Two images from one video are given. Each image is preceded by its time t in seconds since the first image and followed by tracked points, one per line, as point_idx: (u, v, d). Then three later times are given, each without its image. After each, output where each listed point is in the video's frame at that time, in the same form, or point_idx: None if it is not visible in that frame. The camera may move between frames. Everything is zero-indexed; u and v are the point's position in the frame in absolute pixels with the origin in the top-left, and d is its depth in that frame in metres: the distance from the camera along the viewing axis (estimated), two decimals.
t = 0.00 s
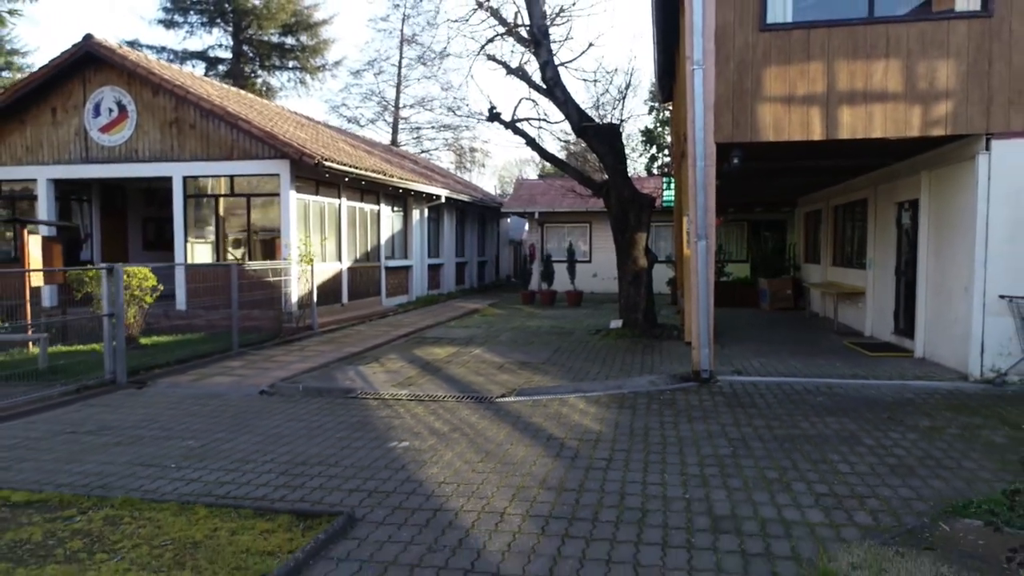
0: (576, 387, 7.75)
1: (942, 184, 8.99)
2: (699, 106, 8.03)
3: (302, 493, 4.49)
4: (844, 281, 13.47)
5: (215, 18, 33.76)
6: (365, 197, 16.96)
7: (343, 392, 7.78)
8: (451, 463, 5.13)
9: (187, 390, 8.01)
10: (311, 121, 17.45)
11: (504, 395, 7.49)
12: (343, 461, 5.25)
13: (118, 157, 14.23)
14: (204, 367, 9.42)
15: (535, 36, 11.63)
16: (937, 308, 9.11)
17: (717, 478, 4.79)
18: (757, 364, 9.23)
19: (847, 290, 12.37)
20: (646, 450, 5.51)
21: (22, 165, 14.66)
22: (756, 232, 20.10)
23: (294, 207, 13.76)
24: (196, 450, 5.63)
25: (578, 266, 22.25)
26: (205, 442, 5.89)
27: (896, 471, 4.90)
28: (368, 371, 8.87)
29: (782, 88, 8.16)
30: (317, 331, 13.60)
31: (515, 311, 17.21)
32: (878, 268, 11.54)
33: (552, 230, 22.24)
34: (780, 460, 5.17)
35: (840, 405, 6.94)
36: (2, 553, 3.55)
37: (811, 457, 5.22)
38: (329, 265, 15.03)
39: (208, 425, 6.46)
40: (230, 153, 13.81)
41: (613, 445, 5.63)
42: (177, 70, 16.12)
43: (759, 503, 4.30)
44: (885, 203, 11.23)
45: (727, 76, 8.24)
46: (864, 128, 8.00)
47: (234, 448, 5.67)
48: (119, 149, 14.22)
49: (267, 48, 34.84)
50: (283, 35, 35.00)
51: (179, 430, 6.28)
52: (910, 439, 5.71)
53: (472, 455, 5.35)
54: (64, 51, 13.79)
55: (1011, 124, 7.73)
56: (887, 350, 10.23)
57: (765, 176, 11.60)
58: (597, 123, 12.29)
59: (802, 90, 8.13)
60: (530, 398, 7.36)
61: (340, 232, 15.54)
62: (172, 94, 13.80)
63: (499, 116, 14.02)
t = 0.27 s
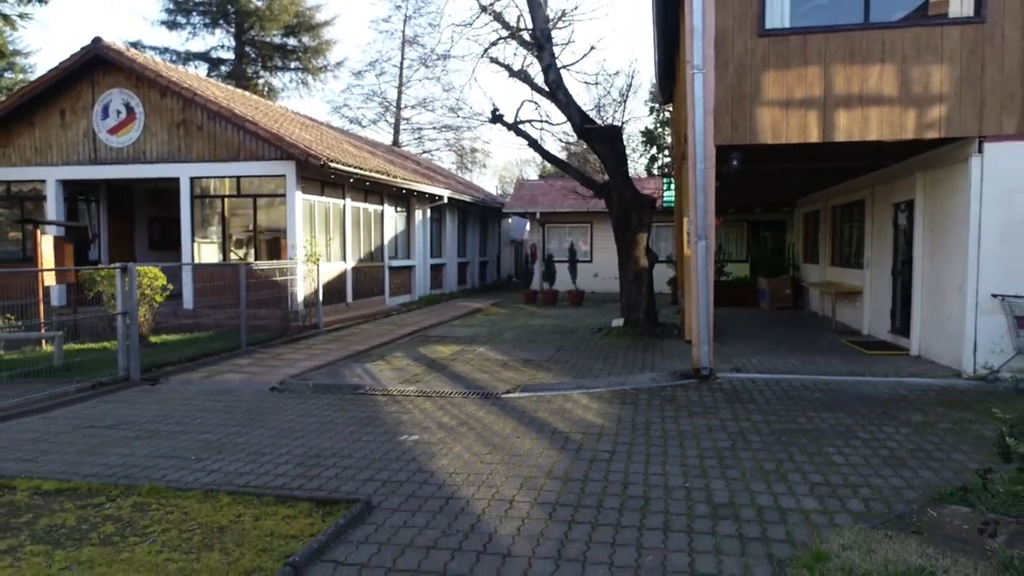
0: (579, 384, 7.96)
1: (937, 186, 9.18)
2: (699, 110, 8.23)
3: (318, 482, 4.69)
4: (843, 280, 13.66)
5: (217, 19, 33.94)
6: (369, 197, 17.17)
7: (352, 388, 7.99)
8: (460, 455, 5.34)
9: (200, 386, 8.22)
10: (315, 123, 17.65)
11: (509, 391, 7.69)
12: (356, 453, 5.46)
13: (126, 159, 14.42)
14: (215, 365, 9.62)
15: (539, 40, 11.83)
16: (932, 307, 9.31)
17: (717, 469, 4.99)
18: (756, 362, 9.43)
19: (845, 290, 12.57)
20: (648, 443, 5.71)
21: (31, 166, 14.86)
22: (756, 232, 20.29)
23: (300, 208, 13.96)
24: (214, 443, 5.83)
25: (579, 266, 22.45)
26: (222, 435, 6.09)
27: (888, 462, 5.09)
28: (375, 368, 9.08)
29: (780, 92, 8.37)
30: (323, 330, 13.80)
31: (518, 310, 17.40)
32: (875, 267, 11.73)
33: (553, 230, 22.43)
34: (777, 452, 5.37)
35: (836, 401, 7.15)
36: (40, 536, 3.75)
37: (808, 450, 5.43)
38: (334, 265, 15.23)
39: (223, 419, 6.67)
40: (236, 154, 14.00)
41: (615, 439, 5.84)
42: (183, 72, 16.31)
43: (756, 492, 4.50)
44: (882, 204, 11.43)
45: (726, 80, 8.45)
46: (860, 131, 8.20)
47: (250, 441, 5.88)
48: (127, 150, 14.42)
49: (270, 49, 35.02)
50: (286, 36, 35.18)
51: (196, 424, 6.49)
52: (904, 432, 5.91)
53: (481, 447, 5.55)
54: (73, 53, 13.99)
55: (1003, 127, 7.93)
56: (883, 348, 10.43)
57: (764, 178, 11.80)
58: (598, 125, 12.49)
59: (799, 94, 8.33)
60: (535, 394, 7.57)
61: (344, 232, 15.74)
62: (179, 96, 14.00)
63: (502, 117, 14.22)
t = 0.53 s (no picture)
0: (582, 380, 8.16)
1: (932, 187, 9.39)
2: (699, 113, 8.43)
3: (333, 472, 4.89)
4: (841, 280, 13.86)
5: (220, 21, 34.15)
6: (373, 198, 17.39)
7: (360, 385, 8.20)
8: (468, 447, 5.55)
9: (211, 383, 8.43)
10: (319, 124, 17.87)
11: (513, 387, 7.91)
12: (367, 445, 5.67)
13: (134, 160, 14.64)
14: (225, 363, 9.83)
15: (541, 43, 12.03)
16: (927, 305, 9.51)
17: (715, 460, 5.20)
18: (754, 359, 9.64)
19: (843, 289, 12.77)
20: (649, 436, 5.92)
21: (41, 167, 15.07)
22: (755, 232, 20.49)
23: (306, 209, 14.17)
24: (229, 436, 6.04)
25: (580, 266, 22.65)
26: (237, 429, 6.30)
27: (880, 453, 5.30)
28: (382, 365, 9.29)
29: (778, 96, 8.56)
30: (328, 329, 14.00)
31: (520, 309, 17.61)
32: (872, 267, 11.93)
33: (555, 230, 22.64)
34: (774, 444, 5.58)
35: (832, 396, 7.35)
36: (73, 521, 3.96)
37: (803, 442, 5.63)
38: (339, 265, 15.44)
39: (236, 414, 6.88)
40: (243, 155, 14.22)
41: (617, 432, 6.05)
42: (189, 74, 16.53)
43: (752, 481, 4.70)
44: (879, 205, 11.63)
45: (725, 84, 8.64)
46: (856, 134, 8.40)
47: (265, 434, 6.08)
48: (136, 151, 14.63)
49: (272, 50, 35.24)
50: (288, 38, 35.39)
51: (210, 419, 6.69)
52: (896, 426, 6.12)
53: (487, 440, 5.75)
54: (83, 56, 14.20)
55: (995, 130, 8.13)
56: (880, 346, 10.62)
57: (763, 179, 12.00)
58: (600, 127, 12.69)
59: (797, 97, 8.52)
60: (539, 389, 7.78)
61: (349, 233, 15.95)
62: (187, 98, 14.21)
63: (504, 119, 14.42)
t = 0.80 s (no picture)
0: (583, 377, 8.36)
1: (925, 188, 9.59)
2: (698, 116, 8.62)
3: (344, 463, 5.09)
4: (838, 279, 14.06)
5: (222, 22, 34.36)
6: (375, 199, 17.59)
7: (366, 381, 8.40)
8: (473, 440, 5.75)
9: (221, 380, 8.63)
10: (323, 126, 18.07)
11: (516, 384, 8.11)
12: (376, 438, 5.87)
13: (141, 161, 14.83)
14: (233, 360, 10.03)
15: (543, 47, 12.22)
16: (921, 304, 9.71)
17: (712, 452, 5.39)
18: (752, 357, 9.83)
19: (840, 288, 12.96)
20: (648, 430, 6.12)
21: (48, 169, 15.26)
22: (754, 233, 20.70)
23: (311, 209, 14.37)
24: (242, 431, 6.23)
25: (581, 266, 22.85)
26: (249, 424, 6.50)
27: (871, 446, 5.50)
28: (387, 363, 9.49)
29: (774, 99, 8.75)
30: (333, 327, 14.20)
31: (521, 308, 17.80)
32: (868, 266, 12.13)
33: (555, 231, 22.84)
34: (769, 437, 5.78)
35: (827, 393, 7.55)
36: (99, 507, 4.15)
37: (797, 435, 5.83)
38: (343, 265, 15.64)
39: (247, 410, 7.07)
40: (249, 157, 14.42)
41: (617, 426, 6.25)
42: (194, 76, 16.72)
43: (747, 471, 4.91)
44: (875, 206, 11.83)
45: (723, 87, 8.83)
46: (851, 136, 8.60)
47: (276, 429, 6.28)
48: (142, 153, 14.82)
49: (274, 51, 35.44)
50: (290, 39, 35.60)
51: (222, 414, 6.89)
52: (888, 420, 6.32)
53: (492, 433, 5.95)
54: (91, 59, 14.39)
55: (987, 133, 8.33)
56: (875, 344, 10.82)
57: (761, 181, 12.20)
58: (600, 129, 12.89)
59: (793, 101, 8.72)
60: (541, 386, 7.98)
61: (352, 233, 16.15)
62: (193, 101, 14.41)
63: (506, 121, 14.62)
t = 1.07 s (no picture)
0: (584, 374, 8.54)
1: (919, 190, 9.78)
2: (696, 119, 8.81)
3: (354, 455, 5.27)
4: (835, 279, 14.24)
5: (224, 23, 34.56)
6: (378, 199, 17.78)
7: (372, 379, 8.59)
8: (477, 434, 5.93)
9: (229, 377, 8.81)
10: (326, 127, 18.26)
11: (518, 381, 8.30)
12: (384, 432, 6.06)
13: (147, 162, 15.02)
14: (240, 359, 10.22)
15: (544, 50, 12.41)
16: (915, 303, 9.90)
17: (708, 446, 5.58)
18: (749, 355, 10.01)
19: (836, 288, 13.14)
20: (647, 424, 6.31)
21: (55, 170, 15.45)
22: (752, 233, 20.89)
23: (314, 210, 14.55)
24: (252, 426, 6.42)
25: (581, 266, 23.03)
26: (259, 419, 6.69)
27: (863, 440, 5.68)
28: (392, 361, 9.68)
29: (771, 103, 8.94)
30: (336, 326, 14.39)
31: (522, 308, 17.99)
32: (865, 266, 12.31)
33: (556, 231, 23.03)
34: (764, 432, 5.97)
35: (822, 389, 7.74)
36: (122, 496, 4.34)
37: (791, 430, 6.02)
38: (346, 265, 15.82)
39: (257, 406, 7.26)
40: (253, 158, 14.61)
41: (617, 421, 6.44)
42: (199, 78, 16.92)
43: (742, 463, 5.10)
44: (870, 207, 12.02)
45: (721, 91, 9.02)
46: (845, 139, 8.79)
47: (286, 424, 6.47)
48: (148, 154, 15.02)
49: (275, 52, 35.63)
50: (291, 40, 35.80)
51: (233, 410, 7.08)
52: (880, 415, 6.51)
53: (496, 428, 6.14)
54: (98, 61, 14.58)
55: (978, 136, 8.52)
56: (871, 343, 11.00)
57: (758, 182, 12.38)
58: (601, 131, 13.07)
59: (789, 104, 8.90)
60: (543, 383, 8.17)
61: (355, 233, 16.35)
62: (198, 103, 14.60)
63: (507, 123, 14.80)
